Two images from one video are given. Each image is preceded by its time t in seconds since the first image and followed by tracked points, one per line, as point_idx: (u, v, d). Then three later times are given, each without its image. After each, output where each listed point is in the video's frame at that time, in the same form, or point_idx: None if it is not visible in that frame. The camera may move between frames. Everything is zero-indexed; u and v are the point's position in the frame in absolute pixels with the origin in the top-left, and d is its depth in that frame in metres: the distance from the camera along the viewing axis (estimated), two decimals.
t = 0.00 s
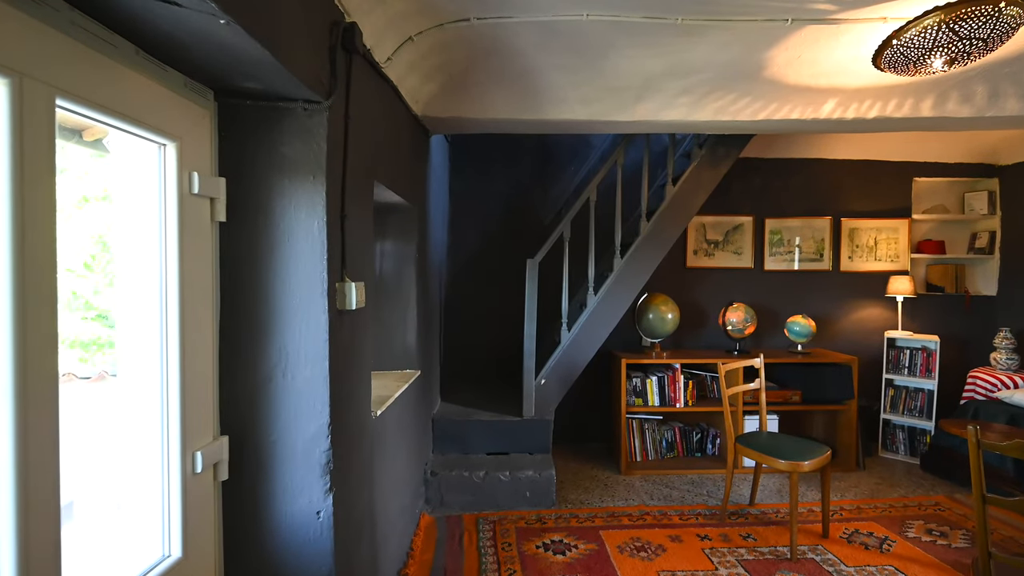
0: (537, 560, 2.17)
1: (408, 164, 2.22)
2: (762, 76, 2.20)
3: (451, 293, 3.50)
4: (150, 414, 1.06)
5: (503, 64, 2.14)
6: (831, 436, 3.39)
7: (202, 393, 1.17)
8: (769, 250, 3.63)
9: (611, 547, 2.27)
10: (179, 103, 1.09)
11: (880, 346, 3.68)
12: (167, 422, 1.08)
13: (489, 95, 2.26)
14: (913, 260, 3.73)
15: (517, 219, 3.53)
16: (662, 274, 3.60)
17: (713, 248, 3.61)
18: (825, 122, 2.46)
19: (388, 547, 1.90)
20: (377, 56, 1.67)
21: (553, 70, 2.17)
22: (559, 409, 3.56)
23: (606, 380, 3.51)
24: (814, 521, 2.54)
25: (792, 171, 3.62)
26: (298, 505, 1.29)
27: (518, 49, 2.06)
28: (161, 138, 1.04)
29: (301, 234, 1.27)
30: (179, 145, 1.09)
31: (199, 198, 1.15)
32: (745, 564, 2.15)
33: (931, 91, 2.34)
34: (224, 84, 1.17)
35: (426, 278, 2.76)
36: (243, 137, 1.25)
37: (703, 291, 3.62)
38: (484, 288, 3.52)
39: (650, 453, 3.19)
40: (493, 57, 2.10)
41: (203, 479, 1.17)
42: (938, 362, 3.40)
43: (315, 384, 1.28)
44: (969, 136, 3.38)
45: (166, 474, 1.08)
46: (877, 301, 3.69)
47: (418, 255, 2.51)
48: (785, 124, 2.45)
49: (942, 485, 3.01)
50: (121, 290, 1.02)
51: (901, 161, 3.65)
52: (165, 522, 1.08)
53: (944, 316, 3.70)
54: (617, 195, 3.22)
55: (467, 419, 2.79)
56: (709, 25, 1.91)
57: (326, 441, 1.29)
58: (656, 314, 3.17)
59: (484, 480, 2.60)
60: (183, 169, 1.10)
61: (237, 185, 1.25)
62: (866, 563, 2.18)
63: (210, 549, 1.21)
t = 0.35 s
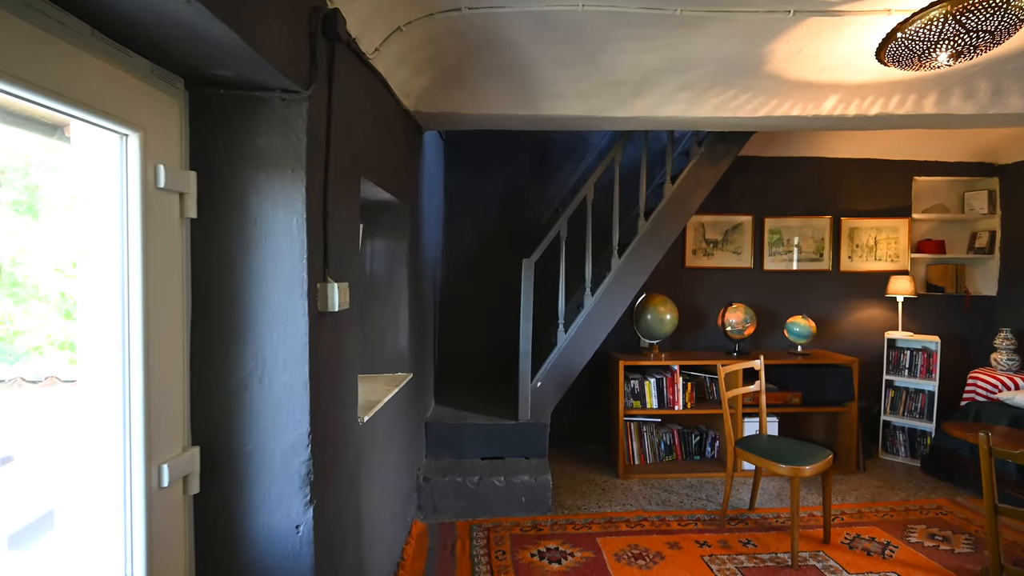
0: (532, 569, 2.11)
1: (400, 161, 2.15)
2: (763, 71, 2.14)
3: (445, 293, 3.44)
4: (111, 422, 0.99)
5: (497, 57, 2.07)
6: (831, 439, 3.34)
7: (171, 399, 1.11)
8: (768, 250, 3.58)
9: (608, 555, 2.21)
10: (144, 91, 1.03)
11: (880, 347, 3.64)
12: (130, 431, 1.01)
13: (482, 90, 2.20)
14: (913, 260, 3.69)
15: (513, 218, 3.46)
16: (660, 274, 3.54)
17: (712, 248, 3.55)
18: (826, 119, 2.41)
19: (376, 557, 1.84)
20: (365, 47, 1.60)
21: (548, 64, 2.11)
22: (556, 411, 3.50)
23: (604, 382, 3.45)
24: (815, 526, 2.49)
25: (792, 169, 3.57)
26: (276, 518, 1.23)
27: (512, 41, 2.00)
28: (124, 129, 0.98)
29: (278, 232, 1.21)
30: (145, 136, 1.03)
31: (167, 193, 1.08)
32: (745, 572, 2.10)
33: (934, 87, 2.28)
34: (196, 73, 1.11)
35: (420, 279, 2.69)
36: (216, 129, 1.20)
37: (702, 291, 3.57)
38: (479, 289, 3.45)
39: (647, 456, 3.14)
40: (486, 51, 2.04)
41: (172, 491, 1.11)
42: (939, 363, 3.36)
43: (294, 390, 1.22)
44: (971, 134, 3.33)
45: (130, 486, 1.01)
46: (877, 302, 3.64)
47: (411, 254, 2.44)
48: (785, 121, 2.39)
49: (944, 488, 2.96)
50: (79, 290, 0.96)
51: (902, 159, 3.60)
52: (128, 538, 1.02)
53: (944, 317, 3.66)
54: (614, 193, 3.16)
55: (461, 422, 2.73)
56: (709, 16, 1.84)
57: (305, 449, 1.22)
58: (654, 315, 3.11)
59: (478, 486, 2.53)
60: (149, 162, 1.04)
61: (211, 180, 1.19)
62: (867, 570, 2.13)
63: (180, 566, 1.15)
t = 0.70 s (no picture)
0: None
1: (381, 156, 2.07)
2: (754, 66, 2.09)
3: (431, 294, 3.36)
4: (52, 436, 0.91)
5: (482, 49, 2.01)
6: (820, 440, 3.32)
7: (122, 408, 1.02)
8: (758, 250, 3.55)
9: (596, 562, 2.15)
10: (92, 73, 0.94)
11: (869, 347, 3.63)
12: (74, 445, 0.92)
13: (467, 84, 2.13)
14: (902, 260, 3.68)
15: (501, 217, 3.39)
16: (650, 274, 3.50)
17: (702, 247, 3.51)
18: (817, 116, 2.37)
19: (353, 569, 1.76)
20: (341, 35, 1.52)
21: (534, 57, 2.04)
22: (544, 414, 3.44)
23: (593, 384, 3.39)
24: (807, 530, 2.45)
25: (782, 169, 3.55)
26: (241, 533, 1.15)
27: (497, 33, 1.93)
28: (66, 113, 0.89)
29: (243, 227, 1.13)
30: (92, 121, 0.95)
31: (118, 185, 1.00)
32: None
33: (925, 85, 2.26)
34: (151, 55, 1.03)
35: (403, 279, 2.62)
36: (175, 118, 1.11)
37: (691, 291, 3.53)
38: (466, 289, 3.38)
39: (637, 459, 3.09)
40: (470, 42, 1.97)
41: (124, 507, 1.02)
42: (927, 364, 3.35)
43: (260, 396, 1.14)
44: (959, 134, 3.32)
45: (74, 504, 0.93)
46: (866, 302, 3.63)
47: (393, 253, 2.36)
48: (776, 118, 2.35)
49: (933, 489, 2.95)
50: (15, 290, 0.88)
51: (890, 159, 3.59)
52: (71, 561, 0.93)
53: (932, 317, 3.66)
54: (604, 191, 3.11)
55: (446, 426, 2.65)
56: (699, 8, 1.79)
57: (272, 460, 1.14)
58: (643, 315, 3.06)
59: (463, 492, 2.46)
60: (97, 150, 0.95)
61: (170, 171, 1.11)
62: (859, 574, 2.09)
63: None
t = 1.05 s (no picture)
0: None
1: (362, 151, 1.99)
2: (744, 62, 2.06)
3: (417, 294, 3.28)
4: None
5: (466, 41, 1.94)
6: (810, 440, 3.30)
7: (69, 417, 0.94)
8: (748, 249, 3.53)
9: (584, 569, 2.09)
10: (34, 53, 0.87)
11: (858, 347, 3.62)
12: (13, 459, 0.85)
13: (451, 77, 2.06)
14: (889, 260, 3.68)
15: (488, 215, 3.33)
16: (639, 274, 3.46)
17: (692, 247, 3.48)
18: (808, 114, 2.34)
19: None
20: (317, 23, 1.45)
21: (521, 49, 1.98)
22: (533, 416, 3.38)
23: (582, 385, 3.34)
24: (797, 532, 2.42)
25: (771, 168, 3.53)
26: (205, 550, 1.07)
27: (482, 24, 1.86)
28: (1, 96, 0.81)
29: (206, 222, 1.05)
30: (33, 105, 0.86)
31: (64, 176, 0.92)
32: None
33: (915, 83, 2.24)
34: (102, 36, 0.95)
35: (387, 278, 2.54)
36: (132, 104, 1.04)
37: (681, 291, 3.50)
38: (453, 289, 3.31)
39: (626, 461, 3.04)
40: (454, 34, 1.90)
41: (72, 525, 0.94)
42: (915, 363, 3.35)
43: (225, 403, 1.06)
44: (946, 134, 3.33)
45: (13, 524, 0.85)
46: (855, 302, 3.63)
47: (376, 252, 2.29)
48: (767, 115, 2.32)
49: (922, 489, 2.94)
50: None
51: (879, 159, 3.59)
52: None
53: (920, 316, 3.67)
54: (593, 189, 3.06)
55: (431, 429, 2.58)
56: None
57: (238, 470, 1.07)
58: (633, 315, 3.02)
59: (449, 497, 2.39)
60: (39, 137, 0.87)
61: (126, 162, 1.03)
62: None
63: None
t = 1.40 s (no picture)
0: None
1: (339, 145, 1.91)
2: (733, 57, 2.02)
3: (400, 294, 3.20)
4: None
5: (448, 32, 1.87)
6: (797, 440, 3.29)
7: None
8: (735, 249, 3.51)
9: None
10: None
11: (844, 347, 3.63)
12: None
13: (433, 70, 1.99)
14: (874, 260, 3.70)
15: (473, 214, 3.26)
16: (627, 274, 3.42)
17: (679, 246, 3.45)
18: (796, 112, 2.32)
19: None
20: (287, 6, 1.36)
21: (505, 41, 1.92)
22: (519, 418, 3.32)
23: (569, 387, 3.29)
24: (785, 535, 2.39)
25: (758, 167, 3.52)
26: (158, 572, 0.99)
27: (464, 13, 1.79)
28: None
29: (158, 216, 0.96)
30: None
31: None
32: None
33: (902, 81, 2.23)
34: (38, 10, 0.86)
35: (367, 278, 2.46)
36: (75, 88, 0.95)
37: (669, 291, 3.46)
38: (437, 288, 3.23)
39: (613, 463, 3.00)
40: (435, 24, 1.83)
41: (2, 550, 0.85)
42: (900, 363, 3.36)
43: (180, 413, 0.98)
44: (930, 134, 3.35)
45: None
46: (841, 302, 3.63)
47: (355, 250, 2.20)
48: (755, 112, 2.29)
49: (907, 489, 2.94)
50: None
51: (864, 159, 3.60)
52: None
53: (904, 316, 3.69)
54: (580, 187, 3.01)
55: (414, 433, 2.50)
56: None
57: (195, 486, 0.99)
58: (620, 315, 2.97)
59: (431, 504, 2.31)
60: None
61: (68, 151, 0.94)
62: None
63: None
